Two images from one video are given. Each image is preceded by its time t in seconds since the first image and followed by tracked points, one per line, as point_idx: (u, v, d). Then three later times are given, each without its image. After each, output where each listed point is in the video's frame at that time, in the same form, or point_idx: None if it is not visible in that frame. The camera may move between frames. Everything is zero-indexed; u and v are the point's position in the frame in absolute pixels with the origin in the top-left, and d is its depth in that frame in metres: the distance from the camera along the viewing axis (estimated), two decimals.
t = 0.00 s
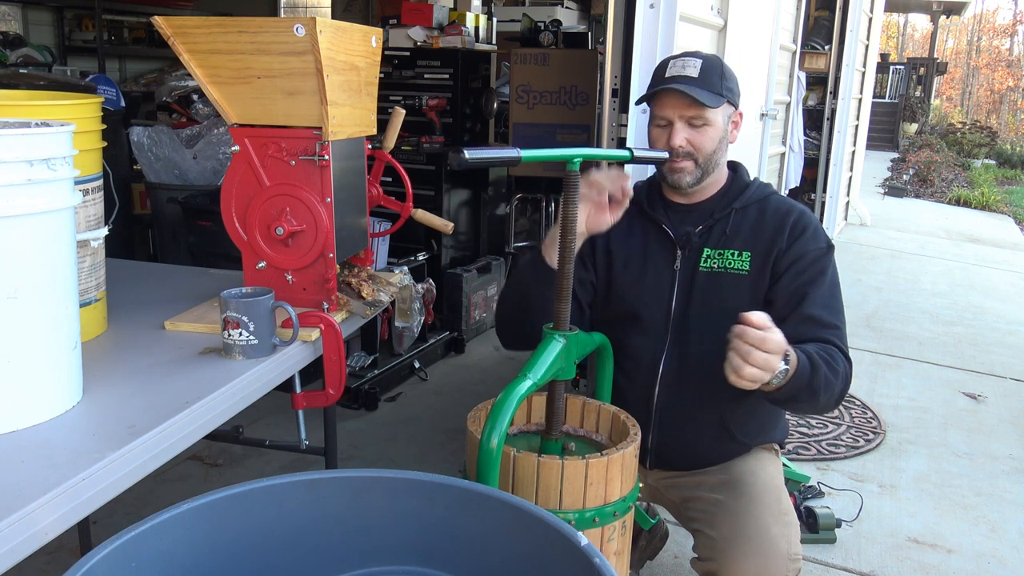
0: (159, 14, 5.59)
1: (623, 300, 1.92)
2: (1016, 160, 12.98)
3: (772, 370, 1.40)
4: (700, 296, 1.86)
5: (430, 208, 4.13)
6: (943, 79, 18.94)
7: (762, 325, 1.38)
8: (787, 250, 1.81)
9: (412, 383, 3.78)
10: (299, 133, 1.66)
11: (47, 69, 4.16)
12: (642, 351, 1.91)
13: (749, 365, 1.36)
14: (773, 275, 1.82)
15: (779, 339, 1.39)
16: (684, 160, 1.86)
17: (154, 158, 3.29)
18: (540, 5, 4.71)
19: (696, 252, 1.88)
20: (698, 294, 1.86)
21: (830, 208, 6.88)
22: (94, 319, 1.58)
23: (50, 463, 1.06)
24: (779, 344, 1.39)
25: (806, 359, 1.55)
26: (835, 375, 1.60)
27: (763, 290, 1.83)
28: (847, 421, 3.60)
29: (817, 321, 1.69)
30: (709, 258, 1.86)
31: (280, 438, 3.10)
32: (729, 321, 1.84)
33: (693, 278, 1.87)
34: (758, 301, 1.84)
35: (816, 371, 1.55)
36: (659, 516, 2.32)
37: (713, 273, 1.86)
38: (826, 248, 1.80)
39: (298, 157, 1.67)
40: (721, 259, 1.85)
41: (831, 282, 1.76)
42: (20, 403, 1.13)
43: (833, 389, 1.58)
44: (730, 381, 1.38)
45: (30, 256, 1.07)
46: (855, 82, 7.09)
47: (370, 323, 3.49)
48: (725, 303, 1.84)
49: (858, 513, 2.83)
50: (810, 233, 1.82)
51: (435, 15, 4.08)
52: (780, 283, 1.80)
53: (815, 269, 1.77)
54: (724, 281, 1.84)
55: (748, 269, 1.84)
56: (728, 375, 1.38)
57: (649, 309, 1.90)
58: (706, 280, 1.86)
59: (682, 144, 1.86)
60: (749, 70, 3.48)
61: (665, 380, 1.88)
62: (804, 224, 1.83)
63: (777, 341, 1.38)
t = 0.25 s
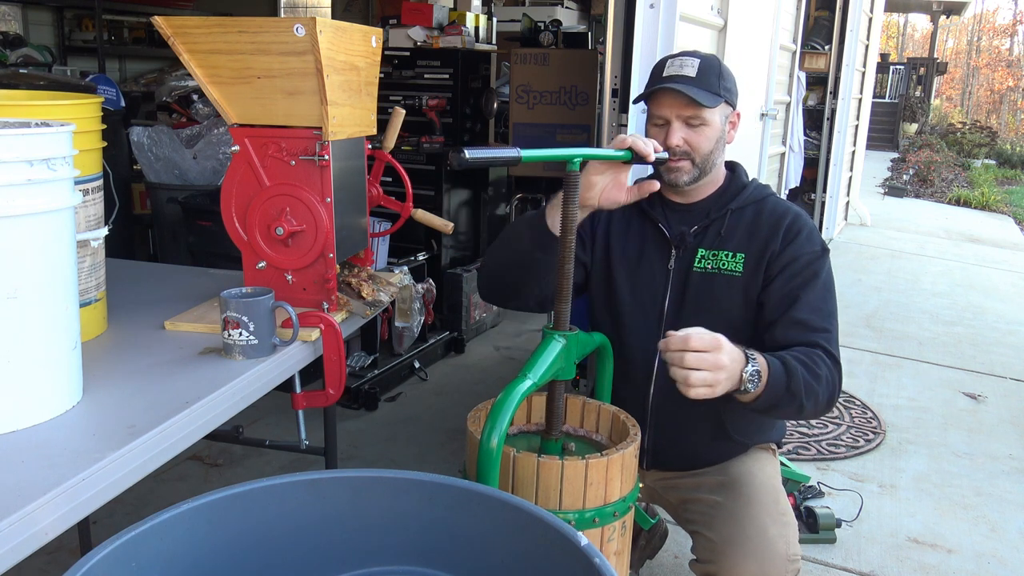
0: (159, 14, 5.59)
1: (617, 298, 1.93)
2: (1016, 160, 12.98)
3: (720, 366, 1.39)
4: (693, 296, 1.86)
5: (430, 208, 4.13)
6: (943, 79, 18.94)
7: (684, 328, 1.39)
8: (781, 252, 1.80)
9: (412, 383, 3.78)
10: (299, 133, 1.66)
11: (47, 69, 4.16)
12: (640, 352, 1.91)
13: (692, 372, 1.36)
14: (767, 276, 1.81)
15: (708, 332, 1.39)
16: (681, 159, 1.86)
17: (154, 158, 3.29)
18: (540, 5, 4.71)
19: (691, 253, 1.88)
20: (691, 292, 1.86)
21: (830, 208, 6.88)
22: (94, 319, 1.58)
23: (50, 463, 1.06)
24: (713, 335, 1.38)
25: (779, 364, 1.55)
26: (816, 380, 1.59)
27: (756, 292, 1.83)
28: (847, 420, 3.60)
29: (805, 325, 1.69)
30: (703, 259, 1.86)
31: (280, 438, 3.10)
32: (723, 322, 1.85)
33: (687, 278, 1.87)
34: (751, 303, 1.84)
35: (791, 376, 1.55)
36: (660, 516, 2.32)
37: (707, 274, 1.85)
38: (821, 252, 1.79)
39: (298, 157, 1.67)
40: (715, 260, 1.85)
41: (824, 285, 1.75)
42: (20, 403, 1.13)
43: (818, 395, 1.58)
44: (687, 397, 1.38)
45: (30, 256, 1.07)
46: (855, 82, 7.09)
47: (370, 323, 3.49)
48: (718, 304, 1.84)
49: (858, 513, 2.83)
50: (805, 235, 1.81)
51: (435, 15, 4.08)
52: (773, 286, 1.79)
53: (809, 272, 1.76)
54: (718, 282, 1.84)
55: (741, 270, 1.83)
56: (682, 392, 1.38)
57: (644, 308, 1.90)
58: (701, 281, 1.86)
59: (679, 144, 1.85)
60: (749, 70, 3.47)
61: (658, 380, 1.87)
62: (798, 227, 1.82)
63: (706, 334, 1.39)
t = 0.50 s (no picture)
0: (159, 14, 5.59)
1: (617, 298, 1.93)
2: (1016, 160, 12.98)
3: (723, 366, 1.38)
4: (694, 299, 1.86)
5: (430, 208, 4.13)
6: (943, 79, 18.93)
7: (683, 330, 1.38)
8: (782, 255, 1.80)
9: (412, 383, 3.78)
10: (299, 133, 1.66)
11: (47, 69, 4.16)
12: (639, 352, 1.91)
13: (697, 373, 1.35)
14: (767, 279, 1.81)
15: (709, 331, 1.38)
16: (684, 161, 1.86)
17: (154, 158, 3.29)
18: (540, 6, 4.71)
19: (692, 254, 1.87)
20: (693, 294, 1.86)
21: (830, 208, 6.88)
22: (94, 319, 1.58)
23: (50, 463, 1.06)
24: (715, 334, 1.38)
25: (783, 366, 1.55)
26: (820, 383, 1.59)
27: (757, 295, 1.83)
28: (847, 420, 3.60)
29: (808, 328, 1.69)
30: (704, 261, 1.86)
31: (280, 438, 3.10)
32: (722, 324, 1.85)
33: (688, 280, 1.87)
34: (752, 305, 1.84)
35: (795, 379, 1.55)
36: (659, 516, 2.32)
37: (708, 276, 1.85)
38: (823, 256, 1.78)
39: (298, 157, 1.67)
40: (716, 263, 1.84)
41: (826, 288, 1.75)
42: (20, 403, 1.13)
43: (821, 397, 1.57)
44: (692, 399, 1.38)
45: (30, 256, 1.07)
46: (855, 82, 7.09)
47: (370, 323, 3.49)
48: (719, 306, 1.84)
49: (858, 513, 2.83)
50: (807, 238, 1.81)
51: (435, 15, 4.08)
52: (774, 289, 1.79)
53: (809, 275, 1.76)
54: (718, 284, 1.84)
55: (743, 274, 1.83)
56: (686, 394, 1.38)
57: (644, 309, 1.90)
58: (701, 283, 1.85)
59: (682, 149, 1.86)
60: (749, 70, 3.47)
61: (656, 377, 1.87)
62: (801, 230, 1.82)
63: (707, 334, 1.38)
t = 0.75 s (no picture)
0: (159, 14, 5.59)
1: (617, 297, 1.92)
2: (1016, 160, 12.98)
3: (737, 371, 1.40)
4: (694, 296, 1.86)
5: (430, 208, 4.13)
6: (943, 79, 18.92)
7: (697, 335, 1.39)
8: (782, 253, 1.80)
9: (412, 383, 3.78)
10: (299, 133, 1.66)
11: (47, 69, 4.16)
12: (639, 352, 1.91)
13: (714, 378, 1.36)
14: (767, 277, 1.81)
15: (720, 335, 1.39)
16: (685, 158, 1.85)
17: (154, 158, 3.29)
18: (540, 5, 4.71)
19: (692, 252, 1.87)
20: (694, 292, 1.86)
21: (830, 208, 6.88)
22: (94, 319, 1.58)
23: (50, 463, 1.06)
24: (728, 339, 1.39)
25: (789, 365, 1.55)
26: (824, 382, 1.59)
27: (757, 293, 1.83)
28: (847, 420, 3.60)
29: (810, 326, 1.70)
30: (704, 259, 1.86)
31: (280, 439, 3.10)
32: (722, 322, 1.85)
33: (688, 278, 1.87)
34: (752, 303, 1.84)
35: (800, 377, 1.55)
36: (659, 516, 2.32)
37: (708, 273, 1.85)
38: (824, 253, 1.79)
39: (298, 157, 1.67)
40: (717, 260, 1.84)
41: (828, 287, 1.75)
42: (20, 403, 1.13)
43: (827, 396, 1.58)
44: (706, 404, 1.39)
45: (30, 256, 1.07)
46: (855, 82, 7.09)
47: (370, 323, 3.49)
48: (719, 304, 1.84)
49: (858, 513, 2.83)
50: (807, 236, 1.81)
51: (435, 15, 4.08)
52: (775, 288, 1.79)
53: (810, 273, 1.76)
54: (719, 282, 1.84)
55: (743, 271, 1.83)
56: (700, 399, 1.39)
57: (644, 307, 1.90)
58: (701, 280, 1.85)
59: (682, 144, 1.85)
60: (749, 70, 3.47)
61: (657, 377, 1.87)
62: (801, 227, 1.82)
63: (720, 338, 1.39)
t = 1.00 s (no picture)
0: (159, 14, 5.59)
1: (616, 297, 1.92)
2: (1016, 160, 12.97)
3: (731, 362, 1.40)
4: (692, 296, 1.86)
5: (430, 208, 4.13)
6: (943, 78, 18.91)
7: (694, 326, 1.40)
8: (779, 251, 1.80)
9: (412, 383, 3.78)
10: (299, 133, 1.66)
11: (47, 69, 4.16)
12: (638, 352, 1.91)
13: (708, 368, 1.37)
14: (764, 276, 1.81)
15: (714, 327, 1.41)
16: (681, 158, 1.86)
17: (154, 158, 3.29)
18: (540, 5, 4.71)
19: (691, 252, 1.88)
20: (692, 291, 1.86)
21: (830, 208, 6.88)
22: (94, 319, 1.58)
23: (50, 462, 1.06)
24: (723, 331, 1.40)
25: (780, 360, 1.55)
26: (815, 375, 1.59)
27: (754, 292, 1.83)
28: (847, 420, 3.60)
29: (804, 322, 1.70)
30: (702, 259, 1.86)
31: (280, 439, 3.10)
32: (720, 322, 1.85)
33: (686, 278, 1.87)
34: (750, 301, 1.84)
35: (792, 370, 1.55)
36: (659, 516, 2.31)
37: (706, 273, 1.85)
38: (820, 251, 1.79)
39: (298, 157, 1.67)
40: (714, 260, 1.85)
41: (821, 283, 1.75)
42: (20, 403, 1.13)
43: (817, 391, 1.58)
44: (699, 394, 1.39)
45: (29, 256, 1.07)
46: (855, 82, 7.09)
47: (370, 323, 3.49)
48: (716, 304, 1.84)
49: (858, 513, 2.83)
50: (803, 234, 1.81)
51: (435, 15, 4.07)
52: (770, 286, 1.79)
53: (805, 271, 1.76)
54: (716, 282, 1.84)
55: (740, 271, 1.83)
56: (693, 389, 1.39)
57: (643, 308, 1.90)
58: (699, 280, 1.86)
59: (678, 142, 1.85)
60: (749, 70, 3.47)
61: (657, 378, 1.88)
62: (796, 225, 1.83)
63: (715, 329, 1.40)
